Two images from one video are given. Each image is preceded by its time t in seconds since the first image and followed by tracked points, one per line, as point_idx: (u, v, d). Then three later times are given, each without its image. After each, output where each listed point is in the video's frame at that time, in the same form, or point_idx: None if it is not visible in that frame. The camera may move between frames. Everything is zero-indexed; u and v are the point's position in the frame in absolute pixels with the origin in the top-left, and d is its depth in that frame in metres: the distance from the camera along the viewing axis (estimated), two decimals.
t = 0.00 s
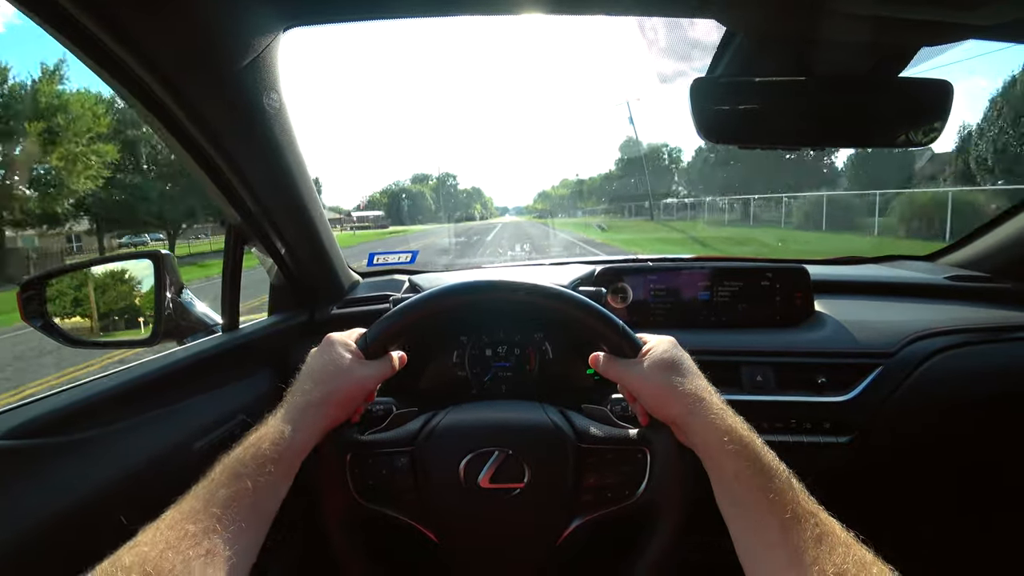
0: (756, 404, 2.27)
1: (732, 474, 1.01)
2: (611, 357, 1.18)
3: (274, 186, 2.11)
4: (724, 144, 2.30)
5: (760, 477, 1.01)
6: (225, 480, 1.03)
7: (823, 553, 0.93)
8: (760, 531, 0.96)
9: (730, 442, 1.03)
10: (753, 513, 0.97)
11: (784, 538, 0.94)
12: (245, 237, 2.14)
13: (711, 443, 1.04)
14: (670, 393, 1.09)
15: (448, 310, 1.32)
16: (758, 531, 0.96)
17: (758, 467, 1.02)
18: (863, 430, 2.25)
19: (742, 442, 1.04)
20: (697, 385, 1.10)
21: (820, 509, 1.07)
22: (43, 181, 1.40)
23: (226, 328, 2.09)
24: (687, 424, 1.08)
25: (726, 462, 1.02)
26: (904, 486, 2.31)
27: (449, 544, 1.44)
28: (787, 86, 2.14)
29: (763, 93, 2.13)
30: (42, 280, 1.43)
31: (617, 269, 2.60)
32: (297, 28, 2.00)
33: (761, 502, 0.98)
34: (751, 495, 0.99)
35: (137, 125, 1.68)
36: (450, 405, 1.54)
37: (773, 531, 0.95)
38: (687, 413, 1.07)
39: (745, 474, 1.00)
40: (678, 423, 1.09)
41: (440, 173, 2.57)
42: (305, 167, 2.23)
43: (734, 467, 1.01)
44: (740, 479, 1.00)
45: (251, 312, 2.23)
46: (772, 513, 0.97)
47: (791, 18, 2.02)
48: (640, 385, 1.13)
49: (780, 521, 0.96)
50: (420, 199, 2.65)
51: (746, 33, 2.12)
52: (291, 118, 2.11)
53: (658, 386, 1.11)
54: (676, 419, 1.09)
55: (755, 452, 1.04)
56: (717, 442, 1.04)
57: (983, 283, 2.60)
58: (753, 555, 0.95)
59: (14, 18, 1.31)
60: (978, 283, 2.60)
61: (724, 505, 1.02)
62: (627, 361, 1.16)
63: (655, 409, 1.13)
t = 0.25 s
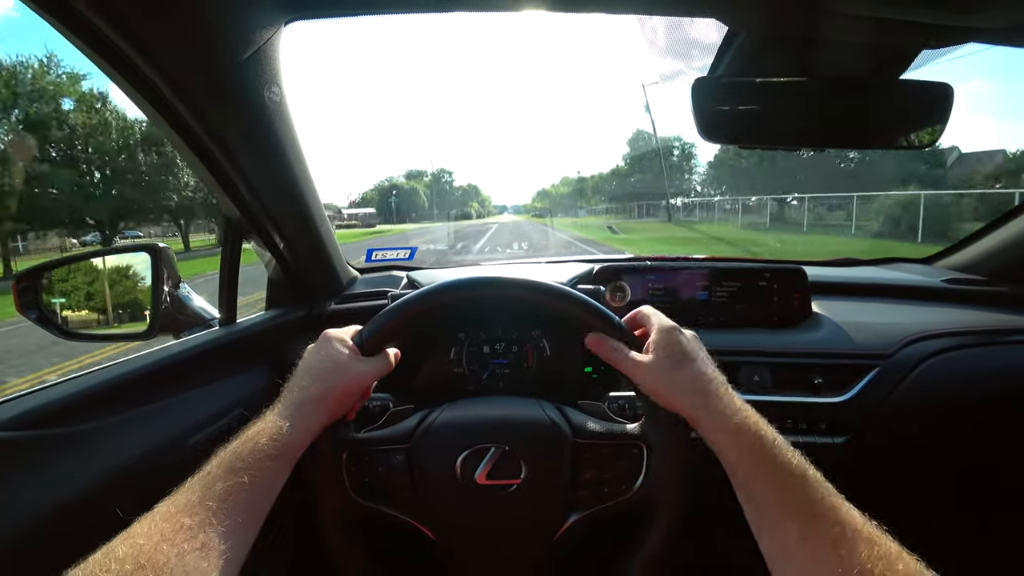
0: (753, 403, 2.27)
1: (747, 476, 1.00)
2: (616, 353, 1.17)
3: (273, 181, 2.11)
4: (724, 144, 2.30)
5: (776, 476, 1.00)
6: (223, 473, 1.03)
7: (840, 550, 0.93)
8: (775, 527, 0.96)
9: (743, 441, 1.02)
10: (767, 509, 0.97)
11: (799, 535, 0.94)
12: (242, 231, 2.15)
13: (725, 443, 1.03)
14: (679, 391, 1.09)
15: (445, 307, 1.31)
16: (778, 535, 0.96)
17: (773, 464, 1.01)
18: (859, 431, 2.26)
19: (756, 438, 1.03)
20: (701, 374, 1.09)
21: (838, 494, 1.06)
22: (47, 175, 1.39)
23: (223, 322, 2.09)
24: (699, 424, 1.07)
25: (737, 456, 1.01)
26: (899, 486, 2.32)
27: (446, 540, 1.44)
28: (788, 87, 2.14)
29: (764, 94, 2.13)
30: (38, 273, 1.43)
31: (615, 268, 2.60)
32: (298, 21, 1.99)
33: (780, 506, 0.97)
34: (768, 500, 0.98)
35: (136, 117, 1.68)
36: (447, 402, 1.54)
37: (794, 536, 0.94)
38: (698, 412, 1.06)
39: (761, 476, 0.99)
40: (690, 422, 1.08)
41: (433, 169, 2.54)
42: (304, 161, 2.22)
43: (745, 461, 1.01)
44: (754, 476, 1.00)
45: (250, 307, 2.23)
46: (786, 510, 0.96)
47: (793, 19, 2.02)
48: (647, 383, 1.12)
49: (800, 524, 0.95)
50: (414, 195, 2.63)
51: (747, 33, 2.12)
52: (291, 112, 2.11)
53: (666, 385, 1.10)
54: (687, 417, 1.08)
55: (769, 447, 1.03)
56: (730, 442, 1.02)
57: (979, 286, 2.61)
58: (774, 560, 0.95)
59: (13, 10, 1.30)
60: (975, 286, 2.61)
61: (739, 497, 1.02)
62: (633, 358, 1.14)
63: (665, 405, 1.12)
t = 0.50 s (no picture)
0: (747, 396, 2.27)
1: (864, 355, 0.64)
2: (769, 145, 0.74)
3: (270, 164, 2.09)
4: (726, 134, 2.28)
5: (919, 380, 0.61)
6: (211, 455, 1.01)
7: None
8: (927, 485, 0.58)
9: (876, 312, 0.65)
10: (916, 452, 0.60)
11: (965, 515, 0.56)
12: (237, 213, 2.14)
13: (851, 306, 0.66)
14: (817, 228, 0.69)
15: (441, 292, 1.29)
16: (926, 497, 0.58)
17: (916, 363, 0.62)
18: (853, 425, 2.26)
19: (901, 312, 0.65)
20: (857, 228, 0.69)
21: None
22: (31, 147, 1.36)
23: (216, 306, 2.07)
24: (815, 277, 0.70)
25: (886, 362, 0.62)
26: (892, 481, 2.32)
27: (437, 525, 1.43)
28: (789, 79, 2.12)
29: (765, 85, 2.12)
30: (28, 253, 1.42)
31: (612, 259, 2.60)
32: None
33: (914, 419, 0.60)
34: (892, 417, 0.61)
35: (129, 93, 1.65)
36: (440, 388, 1.52)
37: (919, 475, 0.59)
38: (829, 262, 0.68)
39: (887, 368, 0.62)
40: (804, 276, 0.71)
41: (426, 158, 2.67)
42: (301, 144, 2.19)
43: (901, 373, 0.62)
44: (905, 399, 0.61)
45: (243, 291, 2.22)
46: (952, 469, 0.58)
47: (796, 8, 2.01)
48: (776, 200, 0.73)
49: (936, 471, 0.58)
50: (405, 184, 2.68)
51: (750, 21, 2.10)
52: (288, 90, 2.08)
53: (800, 215, 0.70)
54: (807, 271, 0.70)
55: (921, 344, 0.63)
56: (856, 306, 0.65)
57: (976, 284, 2.60)
58: (885, 481, 0.62)
59: None
60: (972, 284, 2.60)
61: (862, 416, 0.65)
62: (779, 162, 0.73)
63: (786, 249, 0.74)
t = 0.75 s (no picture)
0: (741, 392, 2.28)
1: (859, 454, 0.71)
2: (748, 277, 0.81)
3: (266, 158, 2.08)
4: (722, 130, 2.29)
5: (909, 468, 0.68)
6: (208, 449, 1.01)
7: None
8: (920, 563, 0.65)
9: (882, 419, 0.71)
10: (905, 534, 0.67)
11: None
12: (232, 208, 2.13)
13: (854, 417, 0.72)
14: (809, 347, 0.76)
15: (438, 286, 1.30)
16: None
17: (924, 464, 0.68)
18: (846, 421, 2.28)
19: (905, 420, 0.72)
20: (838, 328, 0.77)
21: None
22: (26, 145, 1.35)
23: (212, 300, 2.07)
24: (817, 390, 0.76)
25: (874, 457, 0.70)
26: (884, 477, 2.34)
27: (434, 520, 1.44)
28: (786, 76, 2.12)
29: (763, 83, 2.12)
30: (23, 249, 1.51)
31: (608, 254, 2.60)
32: None
33: (921, 524, 0.66)
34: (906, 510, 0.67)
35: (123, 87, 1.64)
36: (437, 383, 1.53)
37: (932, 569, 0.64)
38: (829, 375, 0.74)
39: (896, 477, 0.68)
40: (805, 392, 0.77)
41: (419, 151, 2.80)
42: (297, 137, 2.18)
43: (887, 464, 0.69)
44: (892, 487, 0.69)
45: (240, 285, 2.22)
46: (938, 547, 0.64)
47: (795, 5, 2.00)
48: (765, 323, 0.80)
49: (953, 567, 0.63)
50: (397, 176, 2.79)
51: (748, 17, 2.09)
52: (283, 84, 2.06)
53: (789, 334, 0.78)
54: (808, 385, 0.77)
55: (906, 433, 0.71)
56: (861, 419, 0.72)
57: (970, 281, 2.62)
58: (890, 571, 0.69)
59: None
60: (965, 281, 2.62)
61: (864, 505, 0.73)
62: (761, 286, 0.80)
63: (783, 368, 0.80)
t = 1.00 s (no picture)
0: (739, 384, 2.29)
1: (869, 445, 0.74)
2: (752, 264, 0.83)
3: (263, 153, 2.08)
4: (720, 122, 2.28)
5: (914, 454, 0.71)
6: (205, 440, 1.01)
7: None
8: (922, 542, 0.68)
9: (881, 407, 0.74)
10: (904, 517, 0.70)
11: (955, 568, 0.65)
12: (228, 202, 2.14)
13: (860, 408, 0.75)
14: (810, 338, 0.80)
15: (436, 278, 1.29)
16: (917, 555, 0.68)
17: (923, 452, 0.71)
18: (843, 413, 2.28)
19: (905, 410, 0.75)
20: (842, 323, 0.81)
21: None
22: (20, 138, 1.37)
23: (208, 295, 2.08)
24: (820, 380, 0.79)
25: (884, 446, 0.72)
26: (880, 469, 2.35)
27: (431, 512, 1.44)
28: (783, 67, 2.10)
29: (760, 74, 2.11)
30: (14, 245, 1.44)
31: (605, 247, 2.60)
32: None
33: (923, 507, 0.69)
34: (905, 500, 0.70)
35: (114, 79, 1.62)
36: (435, 375, 1.52)
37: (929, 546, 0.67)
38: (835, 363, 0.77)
39: (899, 464, 0.71)
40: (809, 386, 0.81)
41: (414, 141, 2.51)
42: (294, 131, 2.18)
43: (897, 453, 0.72)
44: (896, 471, 0.71)
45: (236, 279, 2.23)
46: (942, 531, 0.67)
47: None
48: (767, 314, 0.84)
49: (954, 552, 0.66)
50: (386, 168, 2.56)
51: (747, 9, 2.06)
52: (278, 76, 2.04)
53: (793, 326, 0.81)
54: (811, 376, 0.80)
55: (916, 427, 0.74)
56: (862, 406, 0.75)
57: (968, 274, 2.62)
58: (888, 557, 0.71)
59: None
60: (964, 274, 2.61)
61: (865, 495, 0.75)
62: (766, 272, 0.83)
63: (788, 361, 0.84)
